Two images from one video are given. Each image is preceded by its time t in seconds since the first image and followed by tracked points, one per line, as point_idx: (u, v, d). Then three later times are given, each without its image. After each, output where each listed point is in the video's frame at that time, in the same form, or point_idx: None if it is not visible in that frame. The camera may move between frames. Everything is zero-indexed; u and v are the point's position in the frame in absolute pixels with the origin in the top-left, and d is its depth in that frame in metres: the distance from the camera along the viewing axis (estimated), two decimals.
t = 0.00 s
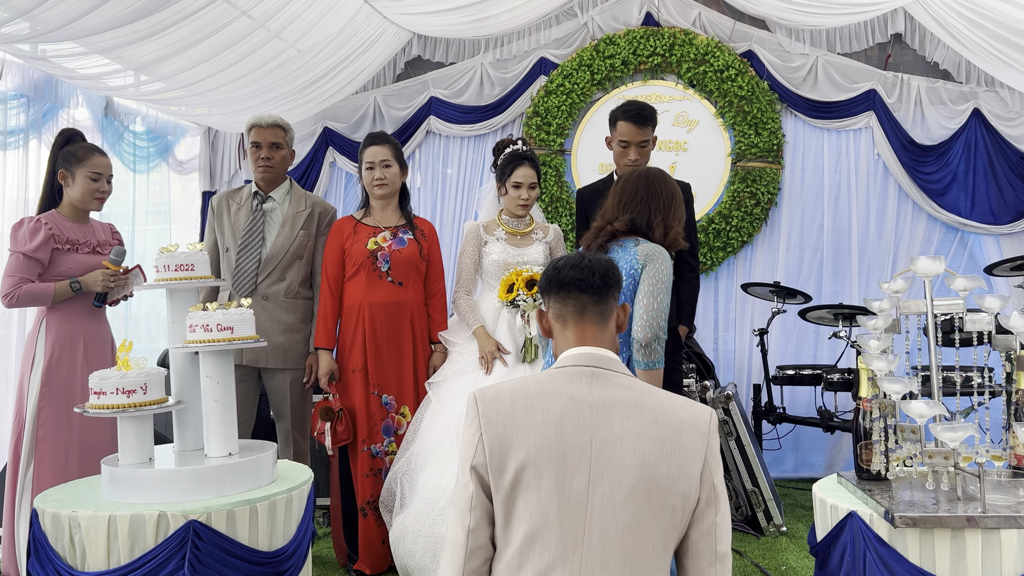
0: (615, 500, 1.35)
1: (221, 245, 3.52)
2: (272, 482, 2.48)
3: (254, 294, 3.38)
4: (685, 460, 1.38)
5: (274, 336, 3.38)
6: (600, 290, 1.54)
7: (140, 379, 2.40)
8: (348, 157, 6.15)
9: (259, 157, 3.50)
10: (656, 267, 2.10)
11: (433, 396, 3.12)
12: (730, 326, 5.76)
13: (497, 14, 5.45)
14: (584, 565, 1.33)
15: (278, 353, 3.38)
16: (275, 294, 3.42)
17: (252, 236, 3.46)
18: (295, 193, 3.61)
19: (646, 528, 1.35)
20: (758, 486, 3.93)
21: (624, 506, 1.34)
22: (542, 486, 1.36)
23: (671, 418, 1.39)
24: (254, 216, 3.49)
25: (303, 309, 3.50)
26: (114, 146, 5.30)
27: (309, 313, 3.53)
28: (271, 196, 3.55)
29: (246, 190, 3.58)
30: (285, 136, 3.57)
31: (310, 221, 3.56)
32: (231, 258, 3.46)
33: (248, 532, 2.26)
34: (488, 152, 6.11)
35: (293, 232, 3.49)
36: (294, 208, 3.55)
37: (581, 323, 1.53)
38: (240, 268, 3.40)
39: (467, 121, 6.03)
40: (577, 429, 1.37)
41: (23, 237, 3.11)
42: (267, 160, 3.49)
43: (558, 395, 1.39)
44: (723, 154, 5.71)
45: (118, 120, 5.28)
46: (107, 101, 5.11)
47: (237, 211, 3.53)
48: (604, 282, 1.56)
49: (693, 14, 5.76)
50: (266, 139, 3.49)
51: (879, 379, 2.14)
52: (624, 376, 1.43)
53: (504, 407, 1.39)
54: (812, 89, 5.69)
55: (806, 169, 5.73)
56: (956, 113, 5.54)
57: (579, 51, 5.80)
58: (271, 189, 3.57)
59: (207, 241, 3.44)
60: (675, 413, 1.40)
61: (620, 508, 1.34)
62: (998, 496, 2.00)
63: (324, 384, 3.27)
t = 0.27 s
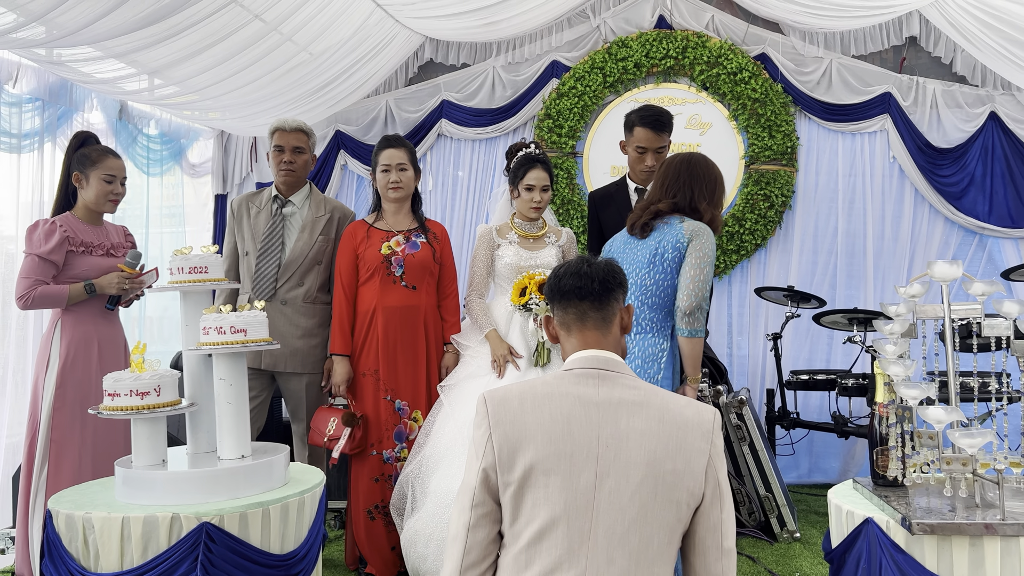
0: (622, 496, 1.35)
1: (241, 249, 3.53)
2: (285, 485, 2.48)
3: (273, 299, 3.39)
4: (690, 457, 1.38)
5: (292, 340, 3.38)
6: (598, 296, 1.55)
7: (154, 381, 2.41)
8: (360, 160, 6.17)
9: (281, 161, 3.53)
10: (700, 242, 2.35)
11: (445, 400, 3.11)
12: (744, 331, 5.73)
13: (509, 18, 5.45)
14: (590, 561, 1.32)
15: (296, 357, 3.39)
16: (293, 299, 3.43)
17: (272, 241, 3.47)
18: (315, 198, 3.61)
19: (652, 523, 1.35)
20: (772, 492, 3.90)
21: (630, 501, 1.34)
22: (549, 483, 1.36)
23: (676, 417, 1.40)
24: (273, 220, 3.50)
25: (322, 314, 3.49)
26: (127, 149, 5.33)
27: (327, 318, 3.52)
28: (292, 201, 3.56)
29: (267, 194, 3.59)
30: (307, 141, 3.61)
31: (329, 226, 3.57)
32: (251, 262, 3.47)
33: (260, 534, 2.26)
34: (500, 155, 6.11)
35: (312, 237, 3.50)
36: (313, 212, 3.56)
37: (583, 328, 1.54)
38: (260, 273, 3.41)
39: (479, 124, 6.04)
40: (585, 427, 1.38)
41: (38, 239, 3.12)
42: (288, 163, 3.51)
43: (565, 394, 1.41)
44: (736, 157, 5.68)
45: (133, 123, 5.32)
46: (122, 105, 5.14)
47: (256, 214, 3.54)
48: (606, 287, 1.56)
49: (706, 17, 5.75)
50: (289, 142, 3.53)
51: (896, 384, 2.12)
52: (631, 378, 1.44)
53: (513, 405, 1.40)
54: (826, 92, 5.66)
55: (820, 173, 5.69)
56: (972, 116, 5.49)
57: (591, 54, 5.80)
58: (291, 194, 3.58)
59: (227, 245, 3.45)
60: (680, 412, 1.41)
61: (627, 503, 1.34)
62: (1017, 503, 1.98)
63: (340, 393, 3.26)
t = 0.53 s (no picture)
0: (628, 493, 1.36)
1: (244, 249, 3.54)
2: (296, 486, 2.47)
3: (278, 299, 3.41)
4: (695, 457, 1.40)
5: (299, 340, 3.39)
6: (615, 305, 1.56)
7: (166, 382, 2.41)
8: (369, 162, 6.18)
9: (278, 162, 3.53)
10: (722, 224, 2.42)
11: (456, 402, 3.10)
12: (755, 334, 5.70)
13: (520, 20, 5.45)
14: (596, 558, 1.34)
15: (303, 357, 3.40)
16: (297, 299, 3.44)
17: (275, 241, 3.47)
18: (318, 198, 3.62)
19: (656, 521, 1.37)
20: (784, 497, 3.88)
21: (636, 499, 1.36)
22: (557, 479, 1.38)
23: (683, 419, 1.42)
24: (277, 220, 3.51)
25: (326, 313, 3.50)
26: (138, 150, 5.33)
27: (332, 317, 3.54)
28: (295, 200, 3.56)
29: (269, 193, 3.60)
30: (305, 140, 3.57)
31: (333, 226, 3.57)
32: (255, 262, 3.48)
33: (271, 536, 2.26)
34: (510, 157, 6.10)
35: (316, 237, 3.51)
36: (317, 213, 3.56)
37: (597, 335, 1.55)
38: (264, 273, 3.42)
39: (489, 126, 6.03)
40: (593, 427, 1.40)
41: (49, 240, 3.13)
42: (285, 165, 3.50)
43: (574, 394, 1.43)
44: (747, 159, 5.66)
45: (143, 124, 5.32)
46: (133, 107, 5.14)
47: (259, 215, 3.55)
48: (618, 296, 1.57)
49: (717, 20, 5.75)
50: (284, 144, 3.51)
51: (912, 388, 2.10)
52: (640, 381, 1.46)
53: (523, 404, 1.42)
54: (838, 94, 5.63)
55: (832, 175, 5.67)
56: (986, 119, 5.47)
57: (601, 55, 5.79)
58: (294, 194, 3.58)
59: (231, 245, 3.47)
60: (686, 414, 1.42)
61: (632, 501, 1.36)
62: None
63: (350, 394, 3.25)
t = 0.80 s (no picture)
0: (613, 477, 1.45)
1: (243, 250, 3.54)
2: (298, 487, 2.47)
3: (276, 299, 3.41)
4: (670, 442, 1.50)
5: (298, 340, 3.39)
6: (578, 322, 1.66)
7: (169, 382, 2.40)
8: (372, 163, 6.17)
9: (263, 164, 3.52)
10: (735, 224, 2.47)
11: (458, 404, 3.10)
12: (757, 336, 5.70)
13: (523, 21, 5.44)
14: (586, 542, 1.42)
15: (300, 358, 3.41)
16: (296, 299, 3.44)
17: (272, 241, 3.47)
18: (315, 197, 3.61)
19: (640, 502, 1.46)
20: (787, 500, 3.87)
21: (620, 483, 1.45)
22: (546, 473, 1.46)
23: (655, 410, 1.52)
24: (274, 221, 3.51)
25: (325, 314, 3.51)
26: (139, 150, 5.32)
27: (331, 317, 3.54)
28: (291, 200, 3.56)
29: (268, 194, 3.59)
30: (287, 138, 3.51)
31: (331, 225, 3.57)
32: (253, 263, 3.48)
33: (274, 536, 2.25)
34: (513, 158, 6.09)
35: (314, 237, 3.51)
36: (314, 212, 3.56)
37: (564, 350, 1.66)
38: (262, 273, 3.42)
39: (492, 127, 6.03)
40: (573, 423, 1.49)
41: (51, 240, 3.13)
42: (266, 168, 3.49)
43: (553, 399, 1.52)
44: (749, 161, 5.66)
45: (145, 124, 5.32)
46: (135, 107, 5.18)
47: (257, 215, 3.55)
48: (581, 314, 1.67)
49: (720, 21, 5.74)
50: (265, 146, 3.49)
51: (918, 391, 2.08)
52: (612, 382, 1.56)
53: (506, 411, 1.52)
54: (841, 96, 5.63)
55: (834, 177, 5.67)
56: (989, 121, 5.46)
57: (605, 56, 5.79)
58: (290, 194, 3.58)
59: (229, 246, 3.47)
60: (658, 406, 1.53)
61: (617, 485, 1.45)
62: None
63: (348, 393, 3.23)
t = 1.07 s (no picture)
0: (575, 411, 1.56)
1: (244, 249, 3.54)
2: (299, 486, 2.46)
3: (277, 298, 3.41)
4: (619, 359, 1.60)
5: (300, 339, 3.39)
6: (537, 281, 1.75)
7: (170, 380, 2.40)
8: (374, 163, 6.17)
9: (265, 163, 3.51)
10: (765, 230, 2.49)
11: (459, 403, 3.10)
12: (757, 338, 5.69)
13: (526, 21, 5.44)
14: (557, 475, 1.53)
15: (302, 356, 3.40)
16: (297, 298, 3.44)
17: (273, 240, 3.47)
18: (315, 196, 3.61)
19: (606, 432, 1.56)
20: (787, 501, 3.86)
21: (578, 405, 1.56)
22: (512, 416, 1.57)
23: (601, 336, 1.63)
24: (274, 220, 3.50)
25: (326, 314, 3.50)
26: (141, 149, 5.31)
27: (332, 317, 3.53)
28: (292, 200, 3.55)
29: (268, 193, 3.59)
30: (289, 138, 3.51)
31: (331, 223, 3.57)
32: (253, 262, 3.48)
33: (274, 536, 2.25)
34: (515, 158, 6.09)
35: (314, 235, 3.50)
36: (314, 211, 3.56)
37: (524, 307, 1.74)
38: (263, 272, 3.43)
39: (494, 127, 6.03)
40: (530, 362, 1.60)
41: (53, 238, 3.13)
42: (268, 166, 3.48)
43: (512, 347, 1.64)
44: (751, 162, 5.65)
45: (147, 123, 5.31)
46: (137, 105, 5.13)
47: (257, 215, 3.55)
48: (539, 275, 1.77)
49: (722, 22, 5.73)
50: (267, 144, 3.48)
51: (920, 392, 2.07)
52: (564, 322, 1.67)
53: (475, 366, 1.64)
54: (843, 98, 5.62)
55: (836, 179, 5.66)
56: (990, 124, 5.46)
57: (606, 57, 5.78)
58: (290, 192, 3.57)
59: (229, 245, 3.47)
60: (604, 332, 1.64)
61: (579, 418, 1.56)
62: None
63: (347, 396, 3.23)
